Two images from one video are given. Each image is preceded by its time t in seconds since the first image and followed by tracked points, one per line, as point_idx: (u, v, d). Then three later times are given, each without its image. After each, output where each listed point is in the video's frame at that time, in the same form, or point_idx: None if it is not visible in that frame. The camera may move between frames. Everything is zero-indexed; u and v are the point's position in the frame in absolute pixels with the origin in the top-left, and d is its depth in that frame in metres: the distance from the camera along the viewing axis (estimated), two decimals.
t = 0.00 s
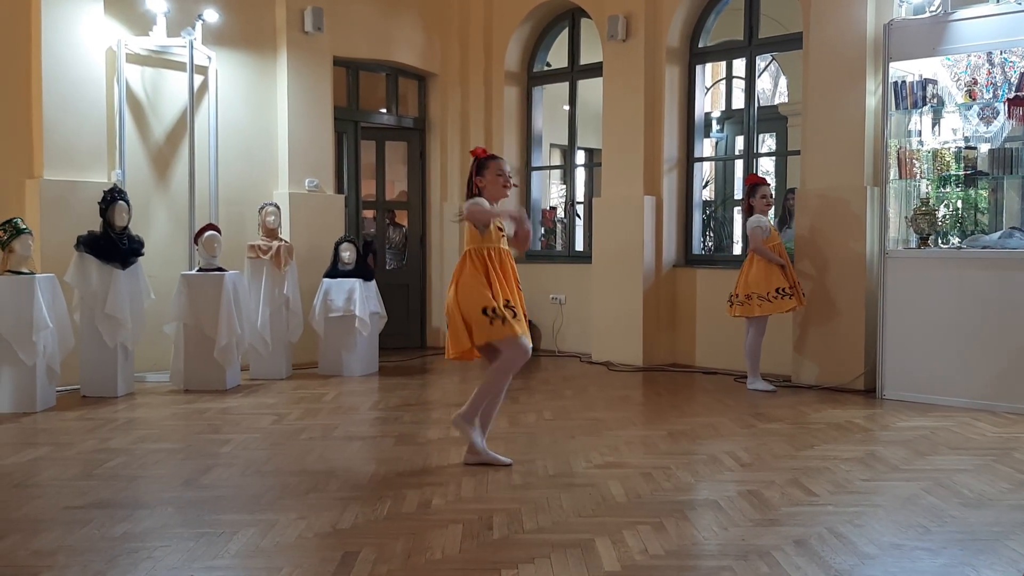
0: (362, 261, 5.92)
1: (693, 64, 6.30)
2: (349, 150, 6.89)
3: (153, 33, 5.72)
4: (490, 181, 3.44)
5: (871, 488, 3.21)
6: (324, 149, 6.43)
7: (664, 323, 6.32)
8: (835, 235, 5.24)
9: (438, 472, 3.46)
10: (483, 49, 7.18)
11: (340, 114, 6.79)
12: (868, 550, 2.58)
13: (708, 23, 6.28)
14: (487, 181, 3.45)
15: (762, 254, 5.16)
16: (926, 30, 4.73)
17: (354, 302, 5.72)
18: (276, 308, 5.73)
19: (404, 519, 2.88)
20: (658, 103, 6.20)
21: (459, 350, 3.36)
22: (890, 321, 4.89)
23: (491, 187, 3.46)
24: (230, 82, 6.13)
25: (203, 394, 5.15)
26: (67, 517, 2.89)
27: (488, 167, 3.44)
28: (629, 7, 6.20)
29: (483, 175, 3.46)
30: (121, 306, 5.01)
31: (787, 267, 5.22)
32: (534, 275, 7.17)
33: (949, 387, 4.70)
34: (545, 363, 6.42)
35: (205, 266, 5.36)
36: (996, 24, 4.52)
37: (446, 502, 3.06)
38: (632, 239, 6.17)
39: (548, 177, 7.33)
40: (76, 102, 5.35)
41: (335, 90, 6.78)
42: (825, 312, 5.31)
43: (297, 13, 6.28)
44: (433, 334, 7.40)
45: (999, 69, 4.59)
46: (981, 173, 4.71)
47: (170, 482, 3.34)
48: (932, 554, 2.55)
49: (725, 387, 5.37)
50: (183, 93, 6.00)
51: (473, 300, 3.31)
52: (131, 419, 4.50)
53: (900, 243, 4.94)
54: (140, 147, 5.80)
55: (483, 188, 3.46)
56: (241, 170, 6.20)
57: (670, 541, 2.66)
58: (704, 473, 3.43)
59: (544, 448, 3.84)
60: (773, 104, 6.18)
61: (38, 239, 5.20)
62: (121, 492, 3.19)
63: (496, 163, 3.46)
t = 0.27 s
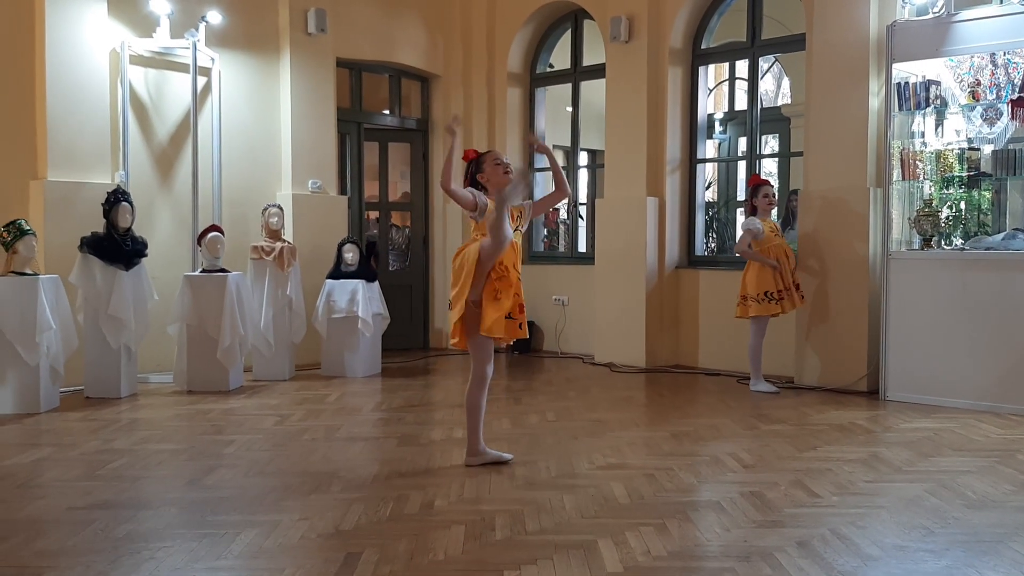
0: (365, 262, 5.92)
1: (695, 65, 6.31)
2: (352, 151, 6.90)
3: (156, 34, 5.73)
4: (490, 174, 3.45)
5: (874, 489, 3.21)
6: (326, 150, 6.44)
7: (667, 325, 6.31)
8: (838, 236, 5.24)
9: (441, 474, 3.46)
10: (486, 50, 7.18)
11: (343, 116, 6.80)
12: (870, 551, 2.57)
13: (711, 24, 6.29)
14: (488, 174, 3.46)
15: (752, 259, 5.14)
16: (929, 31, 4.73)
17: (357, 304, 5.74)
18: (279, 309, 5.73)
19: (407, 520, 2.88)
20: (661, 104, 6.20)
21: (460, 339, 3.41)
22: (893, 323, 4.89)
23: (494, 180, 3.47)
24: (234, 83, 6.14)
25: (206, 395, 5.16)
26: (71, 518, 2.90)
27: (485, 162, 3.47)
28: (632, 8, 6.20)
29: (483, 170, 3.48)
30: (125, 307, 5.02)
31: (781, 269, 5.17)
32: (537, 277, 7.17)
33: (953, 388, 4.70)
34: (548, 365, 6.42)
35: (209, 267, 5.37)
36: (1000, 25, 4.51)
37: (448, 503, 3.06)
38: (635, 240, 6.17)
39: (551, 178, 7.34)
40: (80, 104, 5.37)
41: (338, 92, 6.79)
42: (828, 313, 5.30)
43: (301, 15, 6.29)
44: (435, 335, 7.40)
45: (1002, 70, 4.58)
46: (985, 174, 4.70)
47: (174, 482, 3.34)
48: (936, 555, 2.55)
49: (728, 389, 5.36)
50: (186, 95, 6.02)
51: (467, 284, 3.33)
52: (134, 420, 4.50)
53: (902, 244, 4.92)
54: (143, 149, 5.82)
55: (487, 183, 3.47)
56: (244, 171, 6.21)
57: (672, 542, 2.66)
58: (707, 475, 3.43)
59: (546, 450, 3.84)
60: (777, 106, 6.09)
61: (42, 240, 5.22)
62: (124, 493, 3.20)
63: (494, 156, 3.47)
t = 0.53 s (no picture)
0: (367, 262, 5.92)
1: (698, 66, 6.30)
2: (354, 152, 6.90)
3: (159, 35, 5.74)
4: (497, 173, 3.51)
5: (877, 491, 3.20)
6: (329, 151, 6.45)
7: (670, 326, 6.31)
8: (841, 237, 5.24)
9: (443, 475, 3.46)
10: (488, 51, 7.18)
11: (345, 117, 6.80)
12: (873, 552, 2.57)
13: (713, 25, 6.28)
14: (495, 172, 3.52)
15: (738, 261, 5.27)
16: (932, 31, 4.73)
17: (359, 305, 5.73)
18: (282, 310, 5.73)
19: (409, 521, 2.88)
20: (663, 105, 6.20)
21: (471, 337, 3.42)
22: (896, 324, 4.88)
23: (501, 178, 3.53)
24: (236, 85, 6.15)
25: (208, 396, 5.16)
26: (73, 519, 2.90)
27: (493, 159, 3.51)
28: (635, 9, 6.20)
29: (490, 166, 3.52)
30: (127, 308, 5.03)
31: (765, 270, 5.18)
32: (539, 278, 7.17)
33: (956, 389, 4.69)
34: (550, 365, 6.42)
35: (211, 268, 5.38)
36: (1002, 25, 4.50)
37: (450, 504, 3.06)
38: (637, 241, 6.17)
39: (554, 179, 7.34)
40: (83, 105, 5.37)
41: (341, 93, 6.80)
42: (830, 314, 5.30)
43: (303, 15, 6.30)
44: (438, 336, 7.41)
45: (1005, 70, 4.57)
46: (987, 174, 4.69)
47: (176, 483, 3.34)
48: (938, 556, 2.55)
49: (730, 390, 5.36)
50: (189, 96, 6.02)
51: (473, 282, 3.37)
52: (137, 421, 4.51)
53: (905, 245, 4.93)
54: (146, 150, 5.82)
55: (494, 180, 3.52)
56: (247, 172, 6.21)
57: (674, 543, 2.65)
58: (709, 476, 3.43)
59: (549, 451, 3.84)
60: (779, 106, 6.27)
61: (45, 241, 5.22)
62: (126, 494, 3.20)
63: (502, 155, 3.52)
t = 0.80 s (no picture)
0: (369, 263, 5.92)
1: (699, 67, 6.30)
2: (356, 152, 6.90)
3: (161, 36, 5.75)
4: (491, 164, 3.46)
5: (879, 491, 3.20)
6: (330, 152, 6.45)
7: (671, 326, 6.31)
8: (843, 237, 5.23)
9: (445, 475, 3.46)
10: (490, 51, 7.19)
11: (346, 118, 6.79)
12: (875, 553, 2.57)
13: (715, 26, 6.28)
14: (491, 163, 3.47)
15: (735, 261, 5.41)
16: (934, 32, 4.72)
17: (361, 305, 5.73)
18: (283, 311, 5.74)
19: (410, 521, 2.88)
20: (665, 105, 6.20)
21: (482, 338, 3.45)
22: (898, 324, 4.88)
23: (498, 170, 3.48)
24: (238, 85, 6.15)
25: (210, 396, 5.16)
26: (75, 519, 2.90)
27: (488, 151, 3.47)
28: (636, 9, 6.20)
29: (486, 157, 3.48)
30: (129, 308, 5.03)
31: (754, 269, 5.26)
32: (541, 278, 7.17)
33: (958, 390, 4.68)
34: (552, 366, 6.42)
35: (213, 268, 5.38)
36: (1004, 26, 4.49)
37: (452, 505, 3.06)
38: (639, 242, 6.17)
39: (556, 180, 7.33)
40: (86, 106, 5.38)
41: (343, 93, 6.80)
42: (832, 315, 5.30)
43: (305, 16, 6.30)
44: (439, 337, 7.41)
45: (1007, 71, 4.57)
46: (989, 175, 4.70)
47: (178, 484, 3.34)
48: (940, 557, 2.54)
49: (732, 390, 5.36)
50: (190, 97, 6.03)
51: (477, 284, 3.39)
52: (139, 421, 4.51)
53: (907, 246, 4.91)
54: (148, 150, 5.83)
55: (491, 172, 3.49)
56: (249, 172, 6.22)
57: (676, 544, 2.65)
58: (711, 476, 3.42)
59: (550, 451, 3.84)
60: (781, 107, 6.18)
61: (47, 242, 5.23)
62: (128, 494, 3.20)
63: (498, 147, 3.46)
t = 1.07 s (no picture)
0: (370, 264, 5.93)
1: (700, 67, 6.31)
2: (357, 153, 6.90)
3: (162, 37, 5.75)
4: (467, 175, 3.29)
5: (881, 493, 3.19)
6: (331, 153, 6.45)
7: (672, 327, 6.31)
8: (844, 239, 5.23)
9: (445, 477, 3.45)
10: (491, 52, 7.19)
11: (348, 119, 6.79)
12: (877, 555, 2.56)
13: (717, 26, 6.28)
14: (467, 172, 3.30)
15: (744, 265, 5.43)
16: (935, 32, 4.72)
17: (362, 306, 5.74)
18: (285, 312, 5.74)
19: (412, 523, 2.88)
20: (666, 106, 6.20)
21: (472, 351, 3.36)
22: (899, 325, 4.87)
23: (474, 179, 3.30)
24: (239, 86, 6.15)
25: (212, 398, 5.16)
26: (76, 520, 2.90)
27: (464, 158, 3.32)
28: (637, 10, 6.20)
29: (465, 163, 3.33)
30: (130, 310, 5.03)
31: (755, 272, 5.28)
32: (542, 279, 7.16)
33: (959, 391, 4.68)
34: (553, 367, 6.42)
35: (214, 270, 5.38)
36: (1005, 26, 4.49)
37: (453, 506, 3.06)
38: (640, 242, 6.17)
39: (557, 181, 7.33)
40: (87, 107, 5.39)
41: (344, 94, 6.80)
42: (834, 316, 5.29)
43: (306, 17, 6.30)
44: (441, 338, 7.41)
45: (1009, 71, 4.56)
46: (991, 176, 4.69)
47: (179, 485, 3.34)
48: (942, 558, 2.54)
49: (733, 391, 5.35)
50: (191, 98, 6.03)
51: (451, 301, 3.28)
52: (140, 422, 4.51)
53: (908, 247, 4.91)
54: (149, 151, 5.83)
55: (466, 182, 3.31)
56: (250, 174, 6.22)
57: (677, 546, 2.65)
58: (712, 478, 3.42)
59: (551, 452, 3.84)
60: (782, 107, 6.17)
61: (48, 243, 5.23)
62: (130, 495, 3.20)
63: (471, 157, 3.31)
